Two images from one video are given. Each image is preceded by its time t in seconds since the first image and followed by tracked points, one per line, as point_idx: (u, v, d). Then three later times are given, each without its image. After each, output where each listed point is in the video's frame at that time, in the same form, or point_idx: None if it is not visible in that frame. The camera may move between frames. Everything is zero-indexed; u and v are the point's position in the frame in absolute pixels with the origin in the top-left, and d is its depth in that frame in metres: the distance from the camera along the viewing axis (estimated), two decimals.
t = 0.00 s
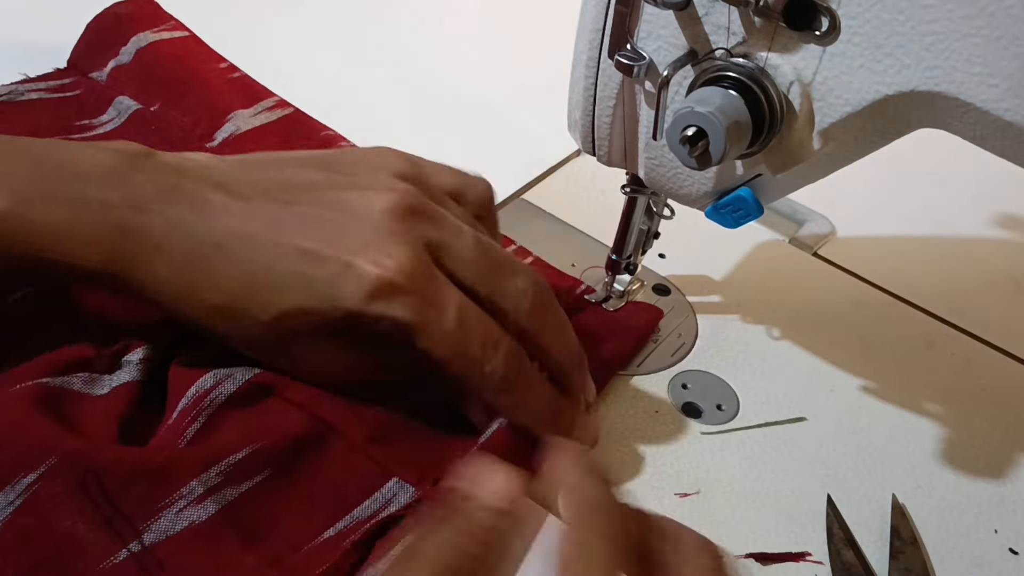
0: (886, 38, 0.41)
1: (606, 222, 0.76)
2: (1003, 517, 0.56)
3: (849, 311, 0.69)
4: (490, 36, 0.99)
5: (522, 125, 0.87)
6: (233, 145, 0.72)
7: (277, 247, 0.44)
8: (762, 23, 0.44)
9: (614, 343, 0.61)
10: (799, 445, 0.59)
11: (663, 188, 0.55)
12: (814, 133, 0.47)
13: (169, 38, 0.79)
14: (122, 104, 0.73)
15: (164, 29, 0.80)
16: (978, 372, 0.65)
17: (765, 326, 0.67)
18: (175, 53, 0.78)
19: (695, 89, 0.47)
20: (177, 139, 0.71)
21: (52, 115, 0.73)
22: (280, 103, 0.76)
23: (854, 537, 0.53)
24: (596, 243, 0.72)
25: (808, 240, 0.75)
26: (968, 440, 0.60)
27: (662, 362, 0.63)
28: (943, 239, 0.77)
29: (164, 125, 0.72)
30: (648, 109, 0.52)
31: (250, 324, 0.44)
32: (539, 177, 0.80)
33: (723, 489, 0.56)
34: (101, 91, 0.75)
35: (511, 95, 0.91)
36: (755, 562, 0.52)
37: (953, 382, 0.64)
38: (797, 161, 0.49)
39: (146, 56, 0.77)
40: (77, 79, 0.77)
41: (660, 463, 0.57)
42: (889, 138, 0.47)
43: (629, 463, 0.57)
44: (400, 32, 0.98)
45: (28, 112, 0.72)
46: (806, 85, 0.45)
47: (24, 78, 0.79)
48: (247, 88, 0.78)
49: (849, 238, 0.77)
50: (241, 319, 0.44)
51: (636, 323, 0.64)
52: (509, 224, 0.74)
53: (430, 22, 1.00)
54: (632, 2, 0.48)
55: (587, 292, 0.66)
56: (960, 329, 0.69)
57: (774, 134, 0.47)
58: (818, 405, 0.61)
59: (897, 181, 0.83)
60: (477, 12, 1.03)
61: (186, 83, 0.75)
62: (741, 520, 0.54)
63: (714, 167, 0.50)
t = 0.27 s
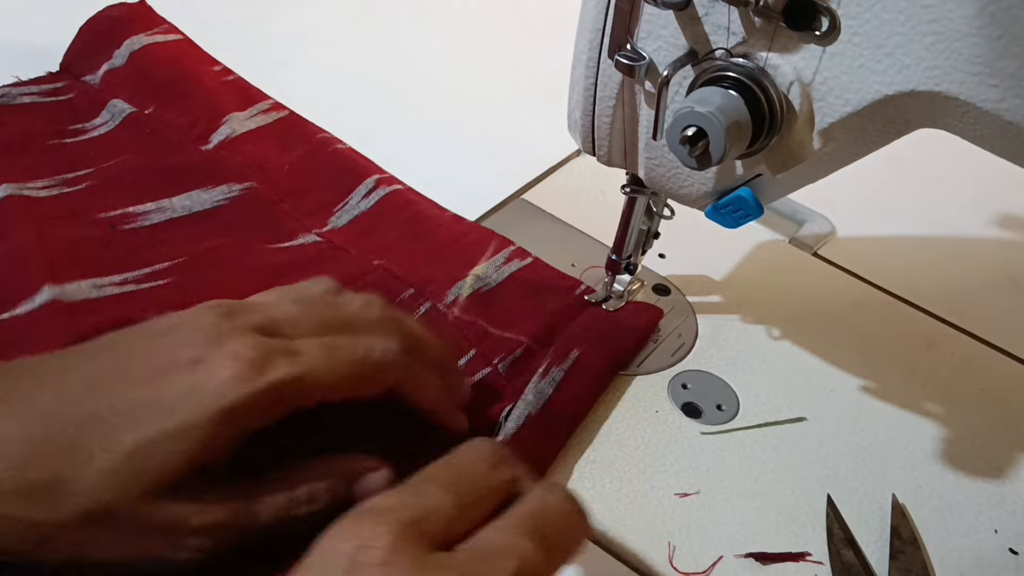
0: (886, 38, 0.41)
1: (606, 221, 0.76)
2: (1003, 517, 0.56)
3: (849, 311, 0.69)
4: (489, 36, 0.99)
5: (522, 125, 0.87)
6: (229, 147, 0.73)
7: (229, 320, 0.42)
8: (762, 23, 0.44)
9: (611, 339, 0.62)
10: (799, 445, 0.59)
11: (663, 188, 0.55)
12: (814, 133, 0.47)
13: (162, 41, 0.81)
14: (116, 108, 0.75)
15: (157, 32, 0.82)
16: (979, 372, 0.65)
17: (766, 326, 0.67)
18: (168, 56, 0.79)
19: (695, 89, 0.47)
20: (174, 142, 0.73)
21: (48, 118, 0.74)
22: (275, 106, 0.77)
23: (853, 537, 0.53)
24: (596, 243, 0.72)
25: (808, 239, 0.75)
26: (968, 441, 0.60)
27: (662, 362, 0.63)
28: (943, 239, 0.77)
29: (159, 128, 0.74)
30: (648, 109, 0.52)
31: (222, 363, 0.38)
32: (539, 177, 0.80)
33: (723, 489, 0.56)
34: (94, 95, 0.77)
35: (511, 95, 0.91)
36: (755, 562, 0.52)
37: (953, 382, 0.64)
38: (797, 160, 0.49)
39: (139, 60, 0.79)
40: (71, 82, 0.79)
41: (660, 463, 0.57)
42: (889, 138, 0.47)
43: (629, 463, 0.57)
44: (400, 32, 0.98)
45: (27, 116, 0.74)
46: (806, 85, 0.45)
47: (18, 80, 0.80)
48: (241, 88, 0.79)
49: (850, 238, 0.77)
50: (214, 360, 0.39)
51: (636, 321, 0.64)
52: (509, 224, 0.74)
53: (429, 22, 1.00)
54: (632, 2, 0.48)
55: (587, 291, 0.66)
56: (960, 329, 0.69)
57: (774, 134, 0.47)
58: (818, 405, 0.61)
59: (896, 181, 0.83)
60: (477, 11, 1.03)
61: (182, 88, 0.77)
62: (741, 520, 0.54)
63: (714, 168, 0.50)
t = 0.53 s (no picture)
0: (886, 38, 0.41)
1: (606, 221, 0.76)
2: (1003, 517, 0.56)
3: (849, 311, 0.69)
4: (490, 36, 0.99)
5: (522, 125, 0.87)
6: (230, 146, 0.73)
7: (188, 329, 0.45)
8: (762, 23, 0.44)
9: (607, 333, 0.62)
10: (799, 445, 0.59)
11: (663, 188, 0.55)
12: (814, 133, 0.47)
13: (164, 38, 0.81)
14: (120, 107, 0.75)
15: (161, 29, 0.82)
16: (978, 372, 0.65)
17: (766, 327, 0.67)
18: (171, 54, 0.79)
19: (695, 89, 0.47)
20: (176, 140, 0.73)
21: (50, 117, 0.75)
22: (276, 106, 0.77)
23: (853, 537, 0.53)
24: (596, 243, 0.72)
25: (808, 239, 0.75)
26: (968, 441, 0.60)
27: (662, 362, 0.63)
28: (942, 240, 0.77)
29: (160, 126, 0.74)
30: (648, 109, 0.52)
31: (199, 368, 0.42)
32: (539, 177, 0.80)
33: (723, 489, 0.56)
34: (97, 93, 0.78)
35: (511, 95, 0.91)
36: (755, 562, 0.52)
37: (953, 382, 0.64)
38: (797, 160, 0.49)
39: (142, 58, 0.79)
40: (74, 81, 0.80)
41: (660, 463, 0.57)
42: (889, 137, 0.47)
43: (630, 463, 0.57)
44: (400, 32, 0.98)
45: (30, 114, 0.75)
46: (806, 85, 0.45)
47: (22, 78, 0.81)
48: (243, 89, 0.79)
49: (850, 238, 0.77)
50: (190, 367, 0.42)
51: (636, 320, 0.63)
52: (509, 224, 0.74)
53: (430, 22, 1.00)
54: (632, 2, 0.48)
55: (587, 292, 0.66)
56: (960, 329, 0.69)
57: (774, 134, 0.47)
58: (818, 405, 0.61)
59: (897, 181, 0.83)
60: (477, 11, 1.03)
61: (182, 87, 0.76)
62: (742, 520, 0.54)
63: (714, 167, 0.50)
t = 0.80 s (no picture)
0: (886, 38, 0.41)
1: (606, 221, 0.76)
2: (1004, 517, 0.56)
3: (849, 311, 0.69)
4: (490, 35, 0.99)
5: (522, 125, 0.87)
6: (231, 144, 0.72)
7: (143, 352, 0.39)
8: (762, 23, 0.44)
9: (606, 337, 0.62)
10: (799, 446, 0.59)
11: (663, 188, 0.55)
12: (814, 133, 0.47)
13: (169, 37, 0.81)
14: (123, 104, 0.75)
15: (165, 28, 0.82)
16: (978, 372, 0.65)
17: (766, 327, 0.67)
18: (174, 54, 0.79)
19: (695, 89, 0.47)
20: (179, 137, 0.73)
21: (53, 114, 0.75)
22: (279, 105, 0.77)
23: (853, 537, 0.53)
24: (596, 243, 0.72)
25: (808, 239, 0.75)
26: (967, 441, 0.60)
27: (662, 362, 0.63)
28: (942, 239, 0.77)
29: (162, 124, 0.74)
30: (648, 109, 0.52)
31: (161, 396, 0.38)
32: (539, 177, 0.80)
33: (723, 489, 0.56)
34: (100, 92, 0.78)
35: (512, 95, 0.91)
36: (755, 562, 0.52)
37: (953, 382, 0.64)
38: (797, 160, 0.49)
39: (146, 57, 0.79)
40: (79, 78, 0.80)
41: (660, 464, 0.57)
42: (889, 138, 0.47)
43: (629, 463, 0.57)
44: (401, 32, 0.98)
45: (31, 111, 0.75)
46: (806, 85, 0.45)
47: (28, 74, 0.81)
48: (246, 88, 0.79)
49: (849, 238, 0.77)
50: (152, 393, 0.38)
51: (636, 320, 0.63)
52: (508, 224, 0.74)
53: (429, 22, 1.00)
54: (632, 2, 0.48)
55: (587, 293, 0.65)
56: (960, 329, 0.69)
57: (774, 134, 0.47)
58: (818, 405, 0.61)
59: (897, 181, 0.83)
60: (477, 11, 1.03)
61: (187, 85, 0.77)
62: (741, 520, 0.54)
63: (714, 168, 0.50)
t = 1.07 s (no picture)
0: (886, 38, 0.41)
1: (606, 221, 0.76)
2: (1004, 517, 0.56)
3: (849, 311, 0.69)
4: (490, 35, 0.99)
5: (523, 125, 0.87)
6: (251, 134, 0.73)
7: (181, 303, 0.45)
8: (762, 23, 0.44)
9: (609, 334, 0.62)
10: (799, 445, 0.59)
11: (663, 188, 0.55)
12: (814, 133, 0.47)
13: (194, 27, 0.81)
14: (149, 93, 0.75)
15: (189, 19, 0.82)
16: (978, 372, 0.65)
17: (765, 327, 0.67)
18: (198, 44, 0.79)
19: (695, 89, 0.47)
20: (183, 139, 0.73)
21: (73, 103, 0.74)
22: (300, 94, 0.77)
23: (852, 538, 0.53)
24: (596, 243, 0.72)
25: (808, 240, 0.75)
26: (967, 440, 0.60)
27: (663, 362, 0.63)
28: (942, 239, 0.77)
29: (184, 114, 0.74)
30: (648, 109, 0.52)
31: (197, 347, 0.43)
32: (539, 177, 0.80)
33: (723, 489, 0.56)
34: (126, 81, 0.78)
35: (512, 95, 0.91)
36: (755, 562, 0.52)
37: (953, 382, 0.64)
38: (797, 161, 0.49)
39: (170, 47, 0.79)
40: (106, 67, 0.79)
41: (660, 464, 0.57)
42: (888, 138, 0.47)
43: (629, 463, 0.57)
44: (400, 31, 0.98)
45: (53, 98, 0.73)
46: (806, 85, 0.45)
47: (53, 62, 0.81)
48: (268, 79, 0.79)
49: (849, 238, 0.77)
50: (188, 344, 0.43)
51: (637, 318, 0.63)
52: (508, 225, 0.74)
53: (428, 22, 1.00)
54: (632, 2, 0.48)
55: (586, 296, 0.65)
56: (959, 329, 0.69)
57: (774, 134, 0.47)
58: (817, 405, 0.61)
59: (896, 180, 0.83)
60: (477, 11, 1.03)
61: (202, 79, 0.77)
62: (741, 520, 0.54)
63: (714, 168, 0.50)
